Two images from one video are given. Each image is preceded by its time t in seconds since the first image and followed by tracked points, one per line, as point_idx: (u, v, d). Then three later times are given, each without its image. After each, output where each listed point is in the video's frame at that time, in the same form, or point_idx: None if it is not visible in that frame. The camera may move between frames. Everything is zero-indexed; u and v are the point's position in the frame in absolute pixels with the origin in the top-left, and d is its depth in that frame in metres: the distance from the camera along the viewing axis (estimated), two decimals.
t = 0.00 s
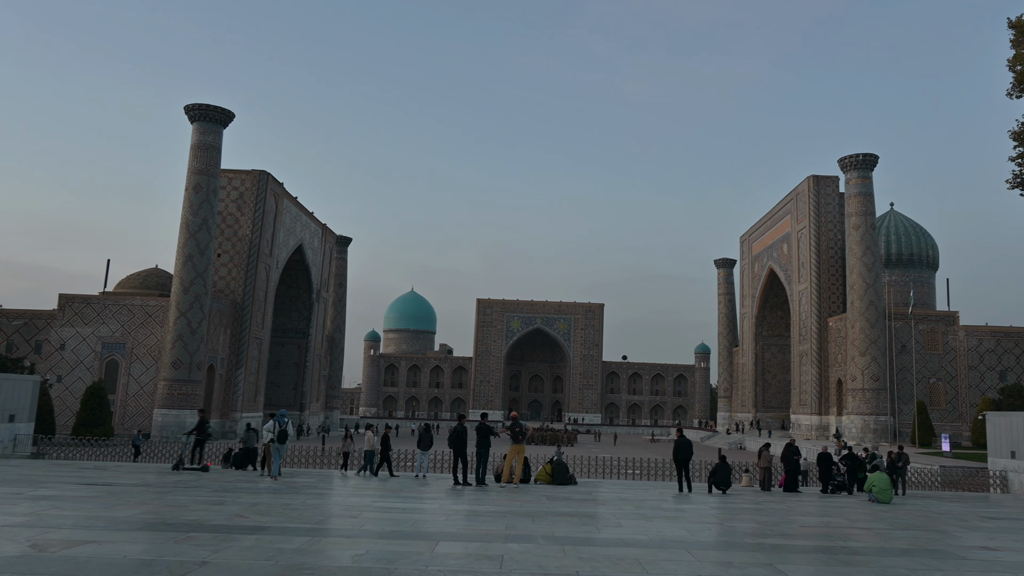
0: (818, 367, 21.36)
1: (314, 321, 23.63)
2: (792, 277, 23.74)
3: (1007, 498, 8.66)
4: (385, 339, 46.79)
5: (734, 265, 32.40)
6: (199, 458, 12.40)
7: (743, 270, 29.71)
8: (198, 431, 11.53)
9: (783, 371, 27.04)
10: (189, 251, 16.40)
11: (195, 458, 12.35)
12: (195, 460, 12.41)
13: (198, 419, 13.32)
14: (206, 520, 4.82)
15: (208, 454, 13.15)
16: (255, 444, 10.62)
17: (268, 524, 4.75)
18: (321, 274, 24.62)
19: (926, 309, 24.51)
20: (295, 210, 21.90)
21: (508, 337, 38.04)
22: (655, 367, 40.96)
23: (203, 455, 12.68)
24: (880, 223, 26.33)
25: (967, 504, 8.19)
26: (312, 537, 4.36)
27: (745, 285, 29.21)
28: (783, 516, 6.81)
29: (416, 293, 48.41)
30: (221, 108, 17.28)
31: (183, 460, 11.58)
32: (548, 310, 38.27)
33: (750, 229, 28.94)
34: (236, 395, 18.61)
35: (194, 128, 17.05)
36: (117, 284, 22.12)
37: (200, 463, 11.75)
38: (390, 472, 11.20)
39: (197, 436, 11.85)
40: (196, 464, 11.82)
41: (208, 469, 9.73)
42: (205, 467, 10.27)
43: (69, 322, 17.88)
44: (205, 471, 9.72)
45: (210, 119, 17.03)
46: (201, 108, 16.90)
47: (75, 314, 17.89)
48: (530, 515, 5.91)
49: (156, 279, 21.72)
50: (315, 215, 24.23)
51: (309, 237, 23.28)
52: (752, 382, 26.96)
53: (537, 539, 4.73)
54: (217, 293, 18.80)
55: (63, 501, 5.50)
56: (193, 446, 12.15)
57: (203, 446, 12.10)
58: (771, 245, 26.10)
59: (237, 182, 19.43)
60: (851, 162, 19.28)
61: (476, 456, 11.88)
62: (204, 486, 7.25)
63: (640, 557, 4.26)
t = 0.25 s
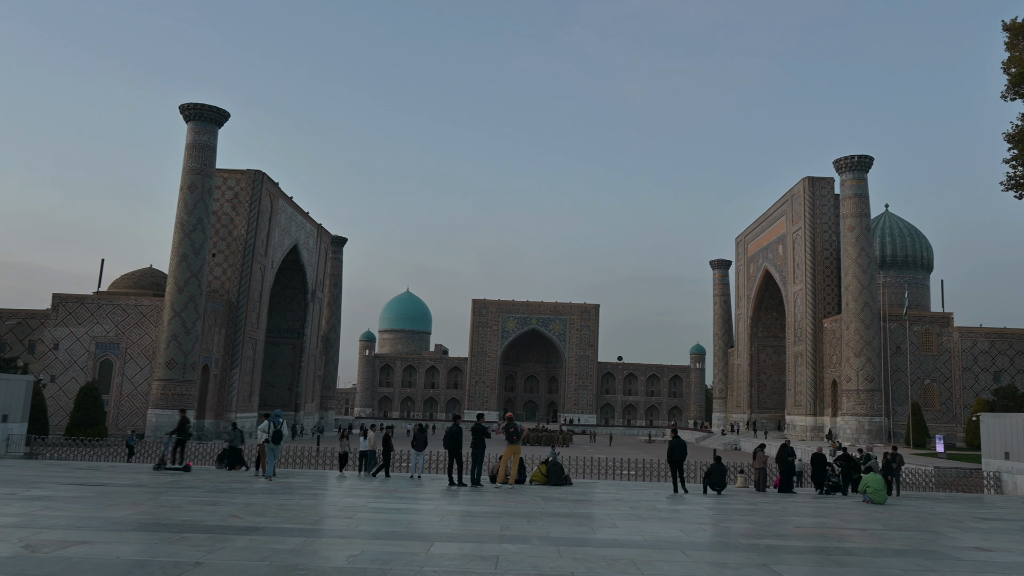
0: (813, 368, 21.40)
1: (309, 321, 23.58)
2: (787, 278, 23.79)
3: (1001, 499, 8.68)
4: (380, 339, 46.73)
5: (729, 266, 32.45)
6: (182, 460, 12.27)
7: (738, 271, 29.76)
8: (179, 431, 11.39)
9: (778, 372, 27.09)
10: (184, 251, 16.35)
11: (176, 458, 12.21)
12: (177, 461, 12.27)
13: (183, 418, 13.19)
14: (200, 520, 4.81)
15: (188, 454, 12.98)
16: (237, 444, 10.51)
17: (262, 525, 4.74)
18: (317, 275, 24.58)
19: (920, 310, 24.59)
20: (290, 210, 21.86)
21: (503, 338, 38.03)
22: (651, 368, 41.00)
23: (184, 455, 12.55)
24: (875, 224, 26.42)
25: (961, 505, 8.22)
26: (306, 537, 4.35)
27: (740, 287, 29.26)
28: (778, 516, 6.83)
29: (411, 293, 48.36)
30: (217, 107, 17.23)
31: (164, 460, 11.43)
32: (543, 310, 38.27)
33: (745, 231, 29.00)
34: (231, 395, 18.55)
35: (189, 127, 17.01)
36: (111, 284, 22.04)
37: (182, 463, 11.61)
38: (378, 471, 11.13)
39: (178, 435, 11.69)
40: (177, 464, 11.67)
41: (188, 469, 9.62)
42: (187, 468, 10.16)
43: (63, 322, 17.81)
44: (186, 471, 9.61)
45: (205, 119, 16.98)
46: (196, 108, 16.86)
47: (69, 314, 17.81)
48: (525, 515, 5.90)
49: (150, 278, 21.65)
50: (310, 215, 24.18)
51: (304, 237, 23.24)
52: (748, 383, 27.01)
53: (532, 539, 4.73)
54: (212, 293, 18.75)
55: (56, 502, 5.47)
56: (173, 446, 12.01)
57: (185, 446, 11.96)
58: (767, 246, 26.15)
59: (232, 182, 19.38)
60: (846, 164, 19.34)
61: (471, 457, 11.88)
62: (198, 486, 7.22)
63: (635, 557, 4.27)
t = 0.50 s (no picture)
0: (808, 368, 21.44)
1: (304, 322, 23.54)
2: (783, 278, 23.83)
3: (995, 499, 8.71)
4: (376, 339, 46.69)
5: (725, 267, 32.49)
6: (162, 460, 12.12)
7: (734, 272, 29.79)
8: (160, 431, 11.27)
9: (774, 372, 27.13)
10: (179, 251, 16.31)
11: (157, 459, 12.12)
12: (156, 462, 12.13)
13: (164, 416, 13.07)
14: (195, 521, 4.79)
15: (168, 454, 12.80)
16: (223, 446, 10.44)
17: (257, 526, 4.73)
18: (312, 275, 24.53)
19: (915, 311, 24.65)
20: (286, 210, 21.82)
21: (499, 338, 38.03)
22: (646, 368, 41.04)
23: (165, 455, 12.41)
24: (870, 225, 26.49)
25: (956, 505, 8.24)
26: (302, 538, 4.34)
27: (736, 288, 29.30)
28: (773, 516, 6.84)
29: (407, 294, 48.32)
30: (212, 107, 17.19)
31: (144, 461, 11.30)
32: (539, 310, 38.27)
33: (741, 231, 29.05)
34: (226, 395, 18.50)
35: (184, 127, 16.97)
36: (105, 284, 21.97)
37: (162, 464, 11.42)
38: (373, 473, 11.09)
39: (158, 436, 11.56)
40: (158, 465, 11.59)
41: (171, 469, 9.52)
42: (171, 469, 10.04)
43: (57, 322, 17.74)
44: (169, 472, 9.51)
45: (200, 119, 16.94)
46: (191, 108, 16.82)
47: (63, 314, 17.75)
48: (521, 516, 5.90)
49: (145, 278, 21.59)
50: (306, 216, 24.14)
51: (300, 238, 23.20)
52: (743, 384, 27.05)
53: (528, 540, 4.72)
54: (207, 293, 18.70)
55: (50, 502, 5.45)
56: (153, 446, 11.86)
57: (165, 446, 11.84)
58: (762, 247, 26.21)
59: (227, 182, 19.34)
60: (842, 164, 19.39)
61: (467, 457, 11.88)
62: (193, 487, 7.19)
63: (631, 558, 4.27)
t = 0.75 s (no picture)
0: (805, 368, 21.47)
1: (301, 322, 23.51)
2: (779, 278, 23.85)
3: (992, 499, 8.73)
4: (373, 340, 46.65)
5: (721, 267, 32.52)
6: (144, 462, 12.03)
7: (730, 272, 29.83)
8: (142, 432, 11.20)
9: (770, 372, 27.17)
10: (175, 251, 16.27)
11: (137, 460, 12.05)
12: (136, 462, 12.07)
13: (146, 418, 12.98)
14: (190, 522, 4.78)
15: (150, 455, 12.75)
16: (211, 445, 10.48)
17: (253, 527, 4.71)
18: (308, 275, 24.50)
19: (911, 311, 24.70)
20: (282, 211, 21.79)
21: (496, 339, 38.02)
22: (643, 368, 41.06)
23: (147, 456, 12.32)
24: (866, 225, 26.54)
25: (952, 505, 8.25)
26: (298, 539, 4.33)
27: (732, 288, 29.34)
28: (770, 516, 6.84)
29: (404, 294, 48.28)
30: (208, 107, 17.15)
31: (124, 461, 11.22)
32: (536, 311, 38.27)
33: (737, 231, 29.10)
34: (222, 396, 18.46)
35: (180, 127, 16.93)
36: (101, 284, 21.91)
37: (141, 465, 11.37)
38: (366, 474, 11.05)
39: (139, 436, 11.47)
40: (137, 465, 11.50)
41: (153, 470, 9.37)
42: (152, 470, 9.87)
43: (52, 323, 17.70)
44: (150, 472, 9.37)
45: (196, 119, 16.90)
46: (187, 108, 16.78)
47: (59, 315, 17.71)
48: (518, 516, 5.89)
49: (140, 279, 21.54)
50: (302, 216, 24.11)
51: (296, 238, 23.18)
52: (740, 384, 27.08)
53: (525, 540, 4.72)
54: (203, 294, 18.66)
55: (45, 504, 5.42)
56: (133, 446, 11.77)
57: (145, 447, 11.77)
58: (758, 247, 26.24)
59: (223, 182, 19.30)
60: (838, 165, 19.43)
61: (463, 458, 11.87)
62: (189, 487, 7.17)
63: (628, 558, 4.26)
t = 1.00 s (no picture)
0: (801, 369, 21.51)
1: (297, 323, 23.48)
2: (776, 279, 23.88)
3: (987, 500, 8.75)
4: (369, 340, 46.61)
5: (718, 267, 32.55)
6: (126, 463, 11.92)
7: (727, 273, 29.87)
8: (123, 431, 11.14)
9: (767, 373, 27.21)
10: (171, 252, 16.24)
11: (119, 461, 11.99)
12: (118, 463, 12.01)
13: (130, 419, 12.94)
14: (186, 523, 4.76)
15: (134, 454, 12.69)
16: (198, 445, 10.47)
17: (249, 527, 4.70)
18: (305, 276, 24.46)
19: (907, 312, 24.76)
20: (278, 211, 21.75)
21: (492, 339, 38.00)
22: (640, 369, 41.09)
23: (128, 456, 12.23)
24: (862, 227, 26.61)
25: (948, 506, 8.27)
26: (293, 540, 4.32)
27: (729, 289, 29.36)
28: (766, 517, 6.85)
29: (400, 295, 48.24)
30: (204, 107, 17.12)
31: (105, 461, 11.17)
32: (532, 311, 38.27)
33: (734, 232, 29.12)
34: (218, 396, 18.42)
35: (176, 127, 16.89)
36: (96, 284, 21.86)
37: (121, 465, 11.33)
38: (361, 475, 11.02)
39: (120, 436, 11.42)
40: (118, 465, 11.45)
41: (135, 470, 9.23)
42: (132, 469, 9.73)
43: (48, 323, 17.65)
44: (132, 472, 9.24)
45: (193, 119, 16.87)
46: (184, 108, 16.75)
47: (54, 315, 17.65)
48: (515, 517, 5.88)
49: (136, 279, 21.49)
50: (298, 216, 24.07)
51: (292, 238, 23.14)
52: (736, 385, 27.12)
53: (521, 541, 4.71)
54: (199, 294, 18.63)
55: (41, 504, 5.40)
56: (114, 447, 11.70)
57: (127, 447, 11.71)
58: (755, 248, 26.28)
59: (220, 182, 19.27)
60: (834, 166, 19.47)
61: (460, 459, 11.87)
62: (184, 488, 7.15)
63: (624, 559, 4.26)
